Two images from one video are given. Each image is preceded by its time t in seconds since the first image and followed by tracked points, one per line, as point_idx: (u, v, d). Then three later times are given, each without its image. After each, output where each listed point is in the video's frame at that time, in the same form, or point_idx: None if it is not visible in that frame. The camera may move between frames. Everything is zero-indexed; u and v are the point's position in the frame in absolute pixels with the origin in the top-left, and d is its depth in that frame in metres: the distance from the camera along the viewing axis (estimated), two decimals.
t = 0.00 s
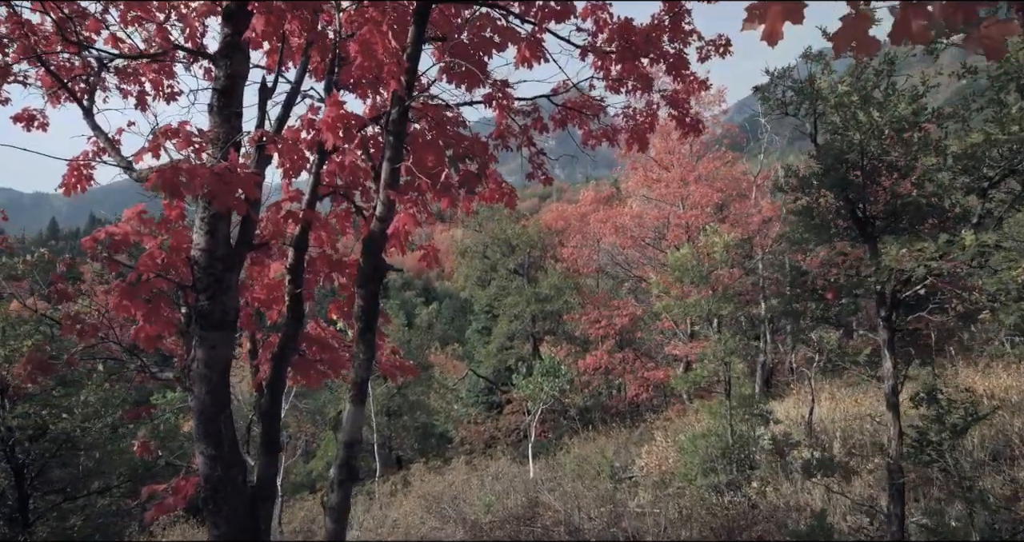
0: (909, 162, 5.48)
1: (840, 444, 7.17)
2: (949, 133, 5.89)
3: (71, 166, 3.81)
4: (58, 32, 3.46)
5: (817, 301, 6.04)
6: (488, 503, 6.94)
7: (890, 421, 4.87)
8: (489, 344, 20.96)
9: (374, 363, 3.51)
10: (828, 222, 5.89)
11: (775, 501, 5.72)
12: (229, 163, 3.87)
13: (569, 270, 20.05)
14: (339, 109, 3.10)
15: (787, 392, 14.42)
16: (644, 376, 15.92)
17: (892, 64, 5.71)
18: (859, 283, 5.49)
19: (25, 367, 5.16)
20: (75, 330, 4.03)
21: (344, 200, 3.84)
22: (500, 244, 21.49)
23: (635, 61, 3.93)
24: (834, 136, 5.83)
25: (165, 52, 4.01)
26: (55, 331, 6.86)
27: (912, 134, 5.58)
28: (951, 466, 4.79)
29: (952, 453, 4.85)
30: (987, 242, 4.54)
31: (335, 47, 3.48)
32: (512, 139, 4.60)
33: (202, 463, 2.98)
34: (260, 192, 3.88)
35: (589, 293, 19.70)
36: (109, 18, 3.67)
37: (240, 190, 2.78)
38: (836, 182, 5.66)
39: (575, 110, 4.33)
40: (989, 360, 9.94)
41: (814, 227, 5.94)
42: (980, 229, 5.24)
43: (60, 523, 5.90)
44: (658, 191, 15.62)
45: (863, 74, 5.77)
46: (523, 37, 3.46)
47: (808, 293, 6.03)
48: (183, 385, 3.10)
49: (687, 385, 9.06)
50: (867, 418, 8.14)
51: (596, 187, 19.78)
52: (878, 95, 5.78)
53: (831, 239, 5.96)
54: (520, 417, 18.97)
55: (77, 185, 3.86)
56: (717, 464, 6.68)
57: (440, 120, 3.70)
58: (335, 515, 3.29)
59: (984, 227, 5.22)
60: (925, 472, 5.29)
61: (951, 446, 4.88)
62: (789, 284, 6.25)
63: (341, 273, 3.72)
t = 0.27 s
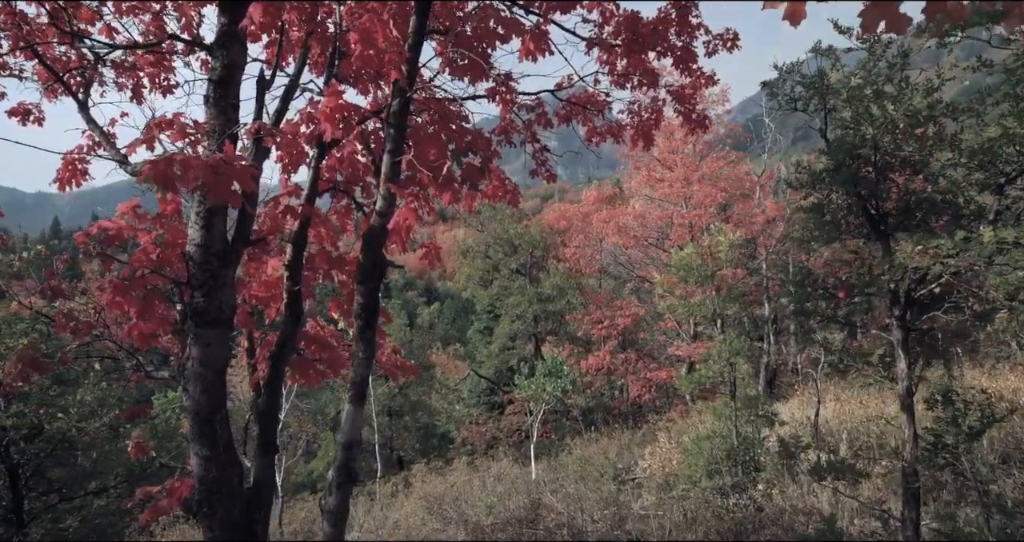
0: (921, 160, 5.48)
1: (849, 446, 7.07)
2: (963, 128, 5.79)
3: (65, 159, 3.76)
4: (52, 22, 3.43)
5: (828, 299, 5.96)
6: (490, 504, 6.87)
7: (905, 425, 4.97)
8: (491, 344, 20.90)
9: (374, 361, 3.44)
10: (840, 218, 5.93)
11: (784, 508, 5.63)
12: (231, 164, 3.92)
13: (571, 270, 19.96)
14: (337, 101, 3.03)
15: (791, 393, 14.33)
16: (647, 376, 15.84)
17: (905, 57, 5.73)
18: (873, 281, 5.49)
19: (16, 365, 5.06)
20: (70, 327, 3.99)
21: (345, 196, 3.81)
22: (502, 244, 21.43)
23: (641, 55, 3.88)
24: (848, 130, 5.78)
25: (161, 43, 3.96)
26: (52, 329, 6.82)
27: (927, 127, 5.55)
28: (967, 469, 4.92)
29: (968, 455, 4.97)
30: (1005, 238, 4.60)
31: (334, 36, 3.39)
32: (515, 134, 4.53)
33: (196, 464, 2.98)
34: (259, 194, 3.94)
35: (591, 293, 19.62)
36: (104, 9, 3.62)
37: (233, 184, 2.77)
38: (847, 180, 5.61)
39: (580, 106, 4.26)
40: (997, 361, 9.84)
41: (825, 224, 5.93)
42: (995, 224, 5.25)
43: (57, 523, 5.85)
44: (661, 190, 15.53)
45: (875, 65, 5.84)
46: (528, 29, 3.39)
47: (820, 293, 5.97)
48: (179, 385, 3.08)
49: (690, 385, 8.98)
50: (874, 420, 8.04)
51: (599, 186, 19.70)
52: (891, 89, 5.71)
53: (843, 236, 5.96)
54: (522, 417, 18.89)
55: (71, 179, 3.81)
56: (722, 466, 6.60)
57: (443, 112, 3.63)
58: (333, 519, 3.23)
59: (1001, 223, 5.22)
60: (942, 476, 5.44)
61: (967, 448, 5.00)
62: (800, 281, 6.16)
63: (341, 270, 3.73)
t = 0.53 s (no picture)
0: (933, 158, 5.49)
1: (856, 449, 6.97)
2: (978, 124, 5.70)
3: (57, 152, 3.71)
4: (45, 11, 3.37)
5: (839, 298, 5.91)
6: (491, 507, 6.78)
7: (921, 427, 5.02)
8: (492, 345, 20.82)
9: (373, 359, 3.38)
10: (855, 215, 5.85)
11: (791, 513, 5.52)
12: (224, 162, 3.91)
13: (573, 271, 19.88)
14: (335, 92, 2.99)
15: (794, 395, 14.23)
16: (649, 377, 15.74)
17: (919, 50, 5.65)
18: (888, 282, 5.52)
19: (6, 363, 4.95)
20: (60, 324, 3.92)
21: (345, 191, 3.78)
22: (504, 245, 21.36)
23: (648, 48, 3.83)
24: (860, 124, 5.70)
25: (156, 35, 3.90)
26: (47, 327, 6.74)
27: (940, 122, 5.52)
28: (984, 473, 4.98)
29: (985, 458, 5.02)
30: None
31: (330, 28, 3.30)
32: (518, 130, 4.47)
33: (190, 466, 2.90)
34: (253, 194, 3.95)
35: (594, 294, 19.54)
36: None
37: (227, 175, 2.79)
38: (858, 176, 5.51)
39: (585, 101, 4.20)
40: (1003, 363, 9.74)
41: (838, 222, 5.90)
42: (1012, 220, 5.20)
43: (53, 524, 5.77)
44: (664, 190, 15.43)
45: (889, 57, 5.74)
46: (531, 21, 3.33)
47: (832, 293, 5.90)
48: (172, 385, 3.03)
49: (694, 387, 8.89)
50: (880, 422, 7.94)
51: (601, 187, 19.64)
52: (903, 83, 5.69)
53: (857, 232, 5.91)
54: (524, 418, 18.80)
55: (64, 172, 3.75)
56: (727, 469, 6.49)
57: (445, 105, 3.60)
58: (330, 523, 3.14)
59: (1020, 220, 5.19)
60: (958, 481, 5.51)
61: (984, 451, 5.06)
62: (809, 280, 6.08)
63: (340, 267, 3.63)
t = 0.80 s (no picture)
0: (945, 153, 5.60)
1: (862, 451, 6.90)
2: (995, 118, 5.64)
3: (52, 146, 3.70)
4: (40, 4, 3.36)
5: (850, 297, 6.12)
6: (493, 509, 6.72)
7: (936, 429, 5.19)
8: (494, 346, 20.77)
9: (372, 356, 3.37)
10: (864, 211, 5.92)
11: (797, 518, 5.45)
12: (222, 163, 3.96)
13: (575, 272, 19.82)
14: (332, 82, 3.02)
15: (798, 397, 14.13)
16: (651, 379, 15.66)
17: (933, 42, 5.72)
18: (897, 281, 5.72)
19: None
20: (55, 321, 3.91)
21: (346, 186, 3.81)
22: (506, 245, 21.34)
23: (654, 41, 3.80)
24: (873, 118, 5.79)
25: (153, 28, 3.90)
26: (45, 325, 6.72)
27: (954, 115, 5.59)
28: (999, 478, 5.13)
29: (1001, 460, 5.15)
30: None
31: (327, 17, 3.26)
32: (522, 126, 4.45)
33: (183, 467, 2.90)
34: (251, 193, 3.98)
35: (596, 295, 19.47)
36: None
37: (221, 167, 2.83)
38: (869, 171, 5.61)
39: (588, 97, 4.16)
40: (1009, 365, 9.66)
41: (849, 219, 5.99)
42: None
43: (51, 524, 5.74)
44: (667, 191, 15.35)
45: (903, 49, 5.83)
46: (534, 13, 3.29)
47: (843, 289, 6.12)
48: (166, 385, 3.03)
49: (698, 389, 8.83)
50: (887, 425, 7.86)
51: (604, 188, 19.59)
52: (916, 77, 5.83)
53: (868, 231, 6.03)
54: (525, 420, 18.72)
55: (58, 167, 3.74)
56: (731, 471, 6.43)
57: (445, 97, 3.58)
58: (327, 526, 3.11)
59: None
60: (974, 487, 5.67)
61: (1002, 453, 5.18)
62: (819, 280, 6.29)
63: (339, 263, 3.53)
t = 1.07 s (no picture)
0: (961, 148, 5.44)
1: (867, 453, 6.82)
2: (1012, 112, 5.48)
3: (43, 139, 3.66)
4: None
5: (862, 295, 5.92)
6: (494, 512, 6.63)
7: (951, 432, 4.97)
8: (496, 347, 20.71)
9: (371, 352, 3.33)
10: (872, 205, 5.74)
11: (803, 520, 5.37)
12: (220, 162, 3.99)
13: (577, 273, 19.77)
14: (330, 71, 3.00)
15: (802, 399, 14.03)
16: (653, 381, 15.57)
17: (947, 33, 5.62)
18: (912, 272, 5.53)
19: None
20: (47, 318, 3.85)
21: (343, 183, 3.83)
22: (508, 246, 21.31)
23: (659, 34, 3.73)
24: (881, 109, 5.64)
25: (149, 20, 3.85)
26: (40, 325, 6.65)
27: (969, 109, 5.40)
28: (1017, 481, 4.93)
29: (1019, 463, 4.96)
30: None
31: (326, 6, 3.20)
32: (524, 122, 4.40)
33: (175, 469, 2.84)
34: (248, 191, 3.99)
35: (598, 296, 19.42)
36: None
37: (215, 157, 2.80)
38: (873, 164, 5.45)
39: (592, 92, 4.11)
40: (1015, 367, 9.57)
41: (858, 214, 5.85)
42: None
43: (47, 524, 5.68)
44: (670, 192, 15.26)
45: (916, 41, 5.72)
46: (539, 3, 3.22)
47: (855, 287, 5.93)
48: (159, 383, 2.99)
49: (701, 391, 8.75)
50: (892, 428, 7.78)
51: (605, 189, 19.54)
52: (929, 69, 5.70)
53: (879, 226, 5.86)
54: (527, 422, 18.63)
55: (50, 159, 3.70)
56: (736, 474, 6.33)
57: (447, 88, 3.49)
58: (324, 529, 3.04)
59: None
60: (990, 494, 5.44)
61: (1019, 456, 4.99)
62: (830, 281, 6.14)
63: (336, 259, 3.53)
